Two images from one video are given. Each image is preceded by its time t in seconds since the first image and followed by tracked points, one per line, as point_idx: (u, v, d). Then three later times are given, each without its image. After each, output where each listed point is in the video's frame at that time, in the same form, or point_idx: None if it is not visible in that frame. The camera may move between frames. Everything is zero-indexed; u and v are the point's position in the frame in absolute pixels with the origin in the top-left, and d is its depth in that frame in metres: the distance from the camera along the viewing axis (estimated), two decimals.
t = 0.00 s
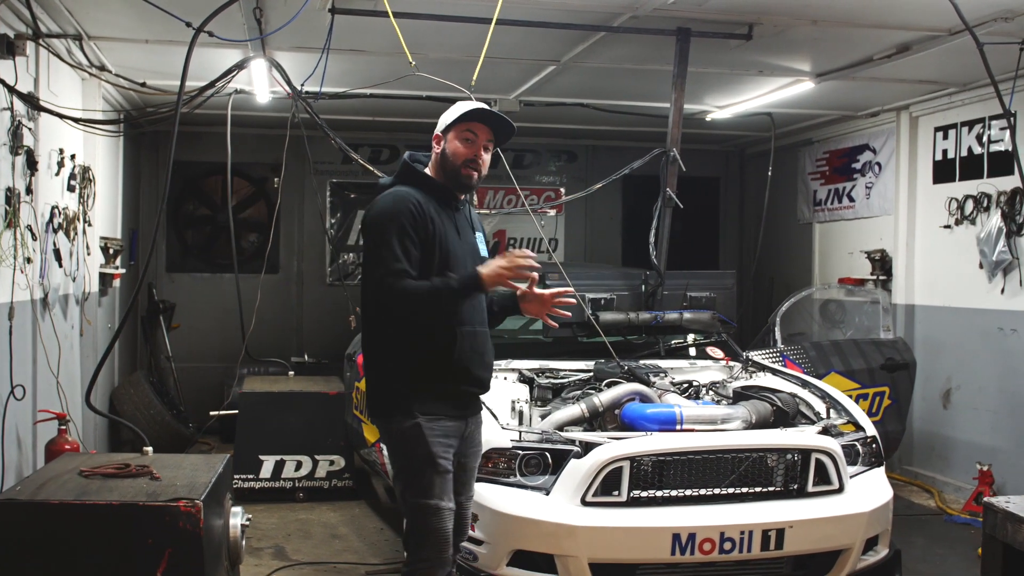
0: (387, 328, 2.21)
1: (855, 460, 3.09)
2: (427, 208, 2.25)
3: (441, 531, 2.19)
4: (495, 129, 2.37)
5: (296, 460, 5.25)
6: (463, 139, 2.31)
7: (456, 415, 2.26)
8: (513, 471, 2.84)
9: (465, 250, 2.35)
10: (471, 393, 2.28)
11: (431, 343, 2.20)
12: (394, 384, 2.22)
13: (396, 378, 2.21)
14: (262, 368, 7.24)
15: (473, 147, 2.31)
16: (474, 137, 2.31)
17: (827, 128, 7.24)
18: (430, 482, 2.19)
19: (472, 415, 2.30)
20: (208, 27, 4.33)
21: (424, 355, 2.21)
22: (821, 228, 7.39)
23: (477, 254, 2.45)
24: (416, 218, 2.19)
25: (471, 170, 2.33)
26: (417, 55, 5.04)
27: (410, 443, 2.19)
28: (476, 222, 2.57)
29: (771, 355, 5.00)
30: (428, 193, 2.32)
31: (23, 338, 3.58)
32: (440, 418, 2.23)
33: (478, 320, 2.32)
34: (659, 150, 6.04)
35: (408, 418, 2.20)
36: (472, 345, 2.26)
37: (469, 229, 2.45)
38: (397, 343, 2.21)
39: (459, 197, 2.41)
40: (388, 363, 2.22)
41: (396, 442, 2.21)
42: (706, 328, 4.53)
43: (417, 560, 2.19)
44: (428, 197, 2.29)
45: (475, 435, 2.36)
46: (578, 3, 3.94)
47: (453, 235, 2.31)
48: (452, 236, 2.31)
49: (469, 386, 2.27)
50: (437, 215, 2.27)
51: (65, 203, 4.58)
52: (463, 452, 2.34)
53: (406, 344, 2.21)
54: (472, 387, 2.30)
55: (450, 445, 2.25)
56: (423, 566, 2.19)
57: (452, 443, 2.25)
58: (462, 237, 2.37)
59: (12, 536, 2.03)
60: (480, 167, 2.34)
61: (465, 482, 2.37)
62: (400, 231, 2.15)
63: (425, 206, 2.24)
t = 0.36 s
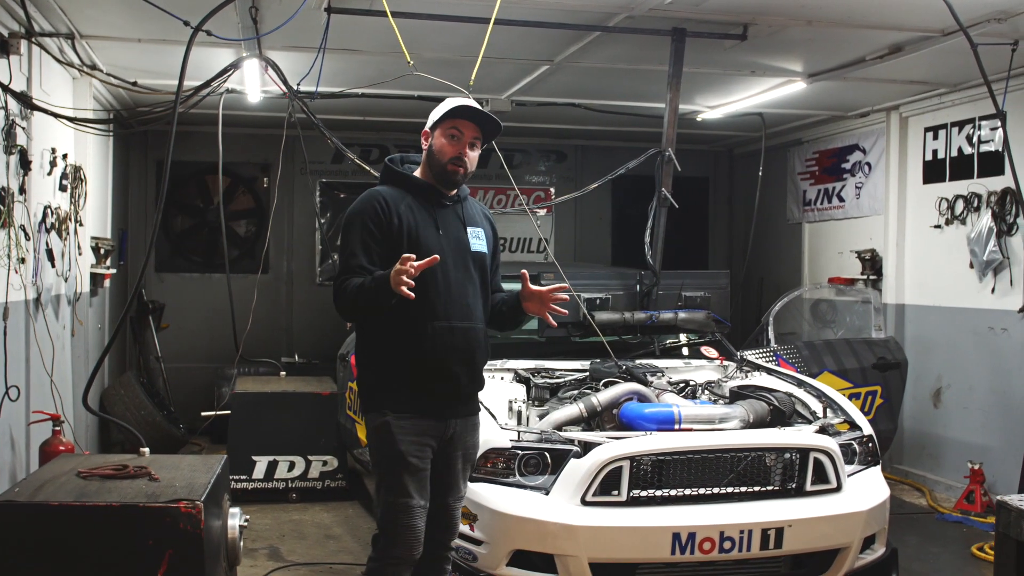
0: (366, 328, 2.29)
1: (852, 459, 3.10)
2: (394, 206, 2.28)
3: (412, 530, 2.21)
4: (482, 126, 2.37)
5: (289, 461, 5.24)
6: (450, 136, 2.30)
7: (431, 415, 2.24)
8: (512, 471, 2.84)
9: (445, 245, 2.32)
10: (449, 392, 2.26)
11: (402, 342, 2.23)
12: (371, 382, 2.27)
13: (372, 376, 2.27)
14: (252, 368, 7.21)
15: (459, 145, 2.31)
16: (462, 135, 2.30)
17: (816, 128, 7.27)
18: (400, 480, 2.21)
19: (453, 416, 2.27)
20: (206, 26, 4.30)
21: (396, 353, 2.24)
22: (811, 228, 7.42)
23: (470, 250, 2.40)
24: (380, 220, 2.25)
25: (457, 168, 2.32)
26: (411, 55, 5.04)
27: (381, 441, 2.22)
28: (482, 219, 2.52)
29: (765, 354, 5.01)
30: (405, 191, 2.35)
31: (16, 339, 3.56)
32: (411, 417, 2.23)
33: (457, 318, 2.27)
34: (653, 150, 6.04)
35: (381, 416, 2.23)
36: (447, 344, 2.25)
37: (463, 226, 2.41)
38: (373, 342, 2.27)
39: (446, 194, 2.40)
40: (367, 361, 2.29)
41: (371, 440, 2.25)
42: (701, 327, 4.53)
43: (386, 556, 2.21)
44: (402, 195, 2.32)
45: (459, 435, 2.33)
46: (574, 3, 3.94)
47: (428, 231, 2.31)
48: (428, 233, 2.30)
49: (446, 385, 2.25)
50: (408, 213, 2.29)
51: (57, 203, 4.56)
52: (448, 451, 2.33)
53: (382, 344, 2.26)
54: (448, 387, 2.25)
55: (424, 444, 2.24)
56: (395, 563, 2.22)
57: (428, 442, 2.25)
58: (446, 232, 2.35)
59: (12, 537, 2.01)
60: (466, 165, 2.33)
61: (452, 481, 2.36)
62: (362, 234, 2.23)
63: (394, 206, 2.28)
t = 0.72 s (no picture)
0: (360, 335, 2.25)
1: (845, 459, 3.12)
2: (400, 209, 2.27)
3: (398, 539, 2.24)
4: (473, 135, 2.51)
5: (279, 463, 5.23)
6: (470, 151, 2.42)
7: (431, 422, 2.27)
8: (508, 471, 2.84)
9: (440, 250, 2.36)
10: (447, 398, 2.29)
11: (402, 350, 2.23)
12: (365, 390, 2.25)
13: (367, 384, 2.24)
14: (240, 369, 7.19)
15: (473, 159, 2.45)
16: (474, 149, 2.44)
17: (802, 130, 7.31)
18: (399, 486, 2.22)
19: (450, 421, 2.31)
20: (202, 28, 4.29)
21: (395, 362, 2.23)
22: (798, 229, 7.45)
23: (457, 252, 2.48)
24: (385, 225, 2.22)
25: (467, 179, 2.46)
26: (403, 57, 5.04)
27: (379, 449, 2.22)
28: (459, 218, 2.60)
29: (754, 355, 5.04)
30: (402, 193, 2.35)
31: (7, 340, 3.53)
32: (411, 425, 2.24)
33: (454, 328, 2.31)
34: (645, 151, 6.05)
35: (378, 424, 2.22)
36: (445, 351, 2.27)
37: (450, 228, 2.48)
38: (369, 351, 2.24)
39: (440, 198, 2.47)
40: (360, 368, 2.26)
41: (366, 448, 2.24)
42: (692, 328, 4.55)
43: (372, 561, 2.23)
44: (401, 197, 2.32)
45: (451, 442, 2.37)
46: (567, 5, 3.95)
47: (428, 236, 2.33)
48: (428, 238, 2.33)
49: (444, 391, 2.29)
50: (410, 218, 2.30)
51: (47, 204, 4.53)
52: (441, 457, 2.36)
53: (379, 353, 2.24)
54: (446, 396, 2.29)
55: (422, 450, 2.27)
56: (384, 569, 2.25)
57: (425, 449, 2.28)
58: (439, 236, 2.38)
59: (8, 542, 2.00)
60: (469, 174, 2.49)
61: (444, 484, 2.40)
62: (367, 239, 2.19)
63: (397, 210, 2.26)
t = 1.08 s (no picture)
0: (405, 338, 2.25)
1: (844, 461, 3.14)
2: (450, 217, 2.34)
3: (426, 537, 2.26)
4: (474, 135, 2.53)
5: (276, 465, 5.22)
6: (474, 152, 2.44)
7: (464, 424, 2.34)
8: (511, 473, 2.84)
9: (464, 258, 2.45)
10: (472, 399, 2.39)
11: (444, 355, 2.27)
12: (401, 394, 2.25)
13: (409, 389, 2.25)
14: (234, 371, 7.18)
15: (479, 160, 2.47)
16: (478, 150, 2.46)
17: (795, 132, 7.34)
18: (433, 489, 2.26)
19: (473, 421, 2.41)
20: (206, 31, 4.30)
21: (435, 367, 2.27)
22: (790, 230, 7.48)
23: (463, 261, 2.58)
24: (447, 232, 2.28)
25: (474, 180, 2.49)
26: (400, 59, 5.05)
27: (417, 453, 2.24)
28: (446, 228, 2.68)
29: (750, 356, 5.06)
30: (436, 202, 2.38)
31: (6, 343, 3.53)
32: (450, 428, 2.29)
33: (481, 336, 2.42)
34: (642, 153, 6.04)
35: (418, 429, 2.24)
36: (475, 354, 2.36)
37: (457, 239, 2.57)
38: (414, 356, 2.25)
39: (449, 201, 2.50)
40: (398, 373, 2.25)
41: (403, 454, 2.24)
42: (689, 330, 4.56)
43: (397, 564, 2.23)
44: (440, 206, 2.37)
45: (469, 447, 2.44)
46: (566, 8, 3.96)
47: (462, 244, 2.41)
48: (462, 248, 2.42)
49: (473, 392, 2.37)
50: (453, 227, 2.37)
51: (44, 206, 4.53)
52: (461, 459, 2.40)
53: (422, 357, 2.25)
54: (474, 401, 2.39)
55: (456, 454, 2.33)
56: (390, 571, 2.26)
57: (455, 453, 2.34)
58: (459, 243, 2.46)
59: (13, 545, 1.99)
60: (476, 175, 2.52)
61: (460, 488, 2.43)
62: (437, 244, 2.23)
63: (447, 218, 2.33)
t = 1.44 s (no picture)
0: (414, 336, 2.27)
1: (840, 460, 3.16)
2: (451, 214, 2.30)
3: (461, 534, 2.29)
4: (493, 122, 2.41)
5: (269, 465, 5.20)
6: (465, 140, 2.35)
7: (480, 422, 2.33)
8: (511, 473, 2.83)
9: (484, 257, 2.42)
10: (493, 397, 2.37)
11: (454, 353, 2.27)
12: (418, 391, 2.28)
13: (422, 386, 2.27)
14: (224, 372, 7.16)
15: (477, 145, 2.36)
16: (476, 135, 2.36)
17: (784, 133, 7.37)
18: (452, 486, 2.27)
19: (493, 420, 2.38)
20: (206, 31, 4.30)
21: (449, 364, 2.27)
22: (780, 231, 7.51)
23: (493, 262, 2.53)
24: (446, 231, 2.25)
25: (481, 167, 2.37)
26: (395, 59, 5.05)
27: (432, 450, 2.26)
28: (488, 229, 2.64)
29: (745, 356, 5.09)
30: (449, 200, 2.38)
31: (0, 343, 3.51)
32: (467, 425, 2.29)
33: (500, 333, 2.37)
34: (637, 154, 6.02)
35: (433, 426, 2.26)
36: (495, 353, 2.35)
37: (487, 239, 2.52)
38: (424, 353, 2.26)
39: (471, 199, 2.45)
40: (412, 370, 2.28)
41: (420, 450, 2.27)
42: (685, 332, 4.46)
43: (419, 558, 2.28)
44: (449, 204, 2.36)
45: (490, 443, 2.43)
46: (564, 9, 3.97)
47: (476, 243, 2.38)
48: (476, 245, 2.37)
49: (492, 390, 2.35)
50: (462, 226, 2.34)
51: (37, 206, 4.51)
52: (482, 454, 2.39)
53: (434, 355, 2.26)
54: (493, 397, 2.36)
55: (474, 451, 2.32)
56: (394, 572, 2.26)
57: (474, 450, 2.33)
58: (481, 242, 2.44)
59: (15, 548, 1.99)
60: (487, 162, 2.39)
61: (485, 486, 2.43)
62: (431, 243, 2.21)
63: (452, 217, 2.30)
